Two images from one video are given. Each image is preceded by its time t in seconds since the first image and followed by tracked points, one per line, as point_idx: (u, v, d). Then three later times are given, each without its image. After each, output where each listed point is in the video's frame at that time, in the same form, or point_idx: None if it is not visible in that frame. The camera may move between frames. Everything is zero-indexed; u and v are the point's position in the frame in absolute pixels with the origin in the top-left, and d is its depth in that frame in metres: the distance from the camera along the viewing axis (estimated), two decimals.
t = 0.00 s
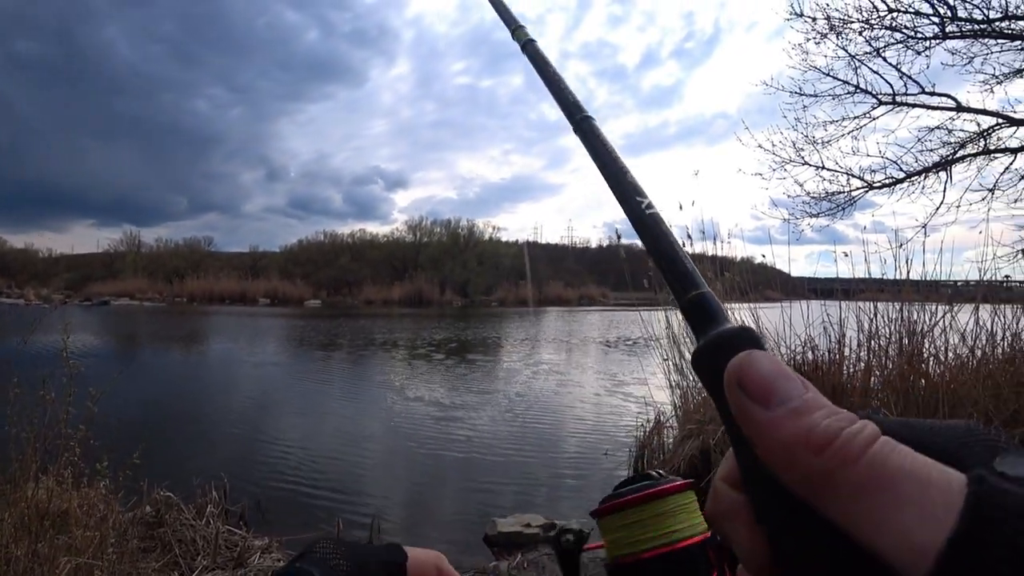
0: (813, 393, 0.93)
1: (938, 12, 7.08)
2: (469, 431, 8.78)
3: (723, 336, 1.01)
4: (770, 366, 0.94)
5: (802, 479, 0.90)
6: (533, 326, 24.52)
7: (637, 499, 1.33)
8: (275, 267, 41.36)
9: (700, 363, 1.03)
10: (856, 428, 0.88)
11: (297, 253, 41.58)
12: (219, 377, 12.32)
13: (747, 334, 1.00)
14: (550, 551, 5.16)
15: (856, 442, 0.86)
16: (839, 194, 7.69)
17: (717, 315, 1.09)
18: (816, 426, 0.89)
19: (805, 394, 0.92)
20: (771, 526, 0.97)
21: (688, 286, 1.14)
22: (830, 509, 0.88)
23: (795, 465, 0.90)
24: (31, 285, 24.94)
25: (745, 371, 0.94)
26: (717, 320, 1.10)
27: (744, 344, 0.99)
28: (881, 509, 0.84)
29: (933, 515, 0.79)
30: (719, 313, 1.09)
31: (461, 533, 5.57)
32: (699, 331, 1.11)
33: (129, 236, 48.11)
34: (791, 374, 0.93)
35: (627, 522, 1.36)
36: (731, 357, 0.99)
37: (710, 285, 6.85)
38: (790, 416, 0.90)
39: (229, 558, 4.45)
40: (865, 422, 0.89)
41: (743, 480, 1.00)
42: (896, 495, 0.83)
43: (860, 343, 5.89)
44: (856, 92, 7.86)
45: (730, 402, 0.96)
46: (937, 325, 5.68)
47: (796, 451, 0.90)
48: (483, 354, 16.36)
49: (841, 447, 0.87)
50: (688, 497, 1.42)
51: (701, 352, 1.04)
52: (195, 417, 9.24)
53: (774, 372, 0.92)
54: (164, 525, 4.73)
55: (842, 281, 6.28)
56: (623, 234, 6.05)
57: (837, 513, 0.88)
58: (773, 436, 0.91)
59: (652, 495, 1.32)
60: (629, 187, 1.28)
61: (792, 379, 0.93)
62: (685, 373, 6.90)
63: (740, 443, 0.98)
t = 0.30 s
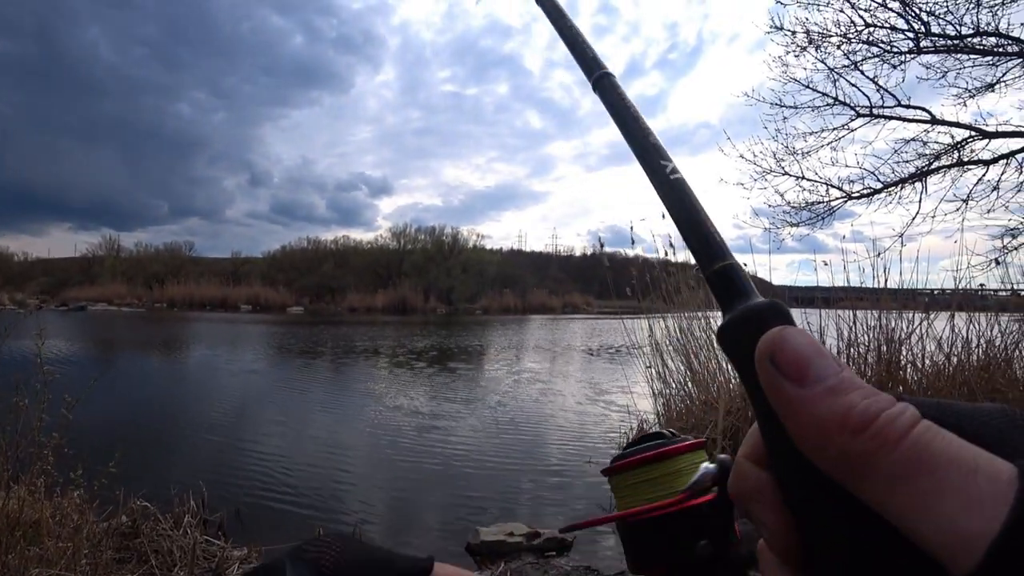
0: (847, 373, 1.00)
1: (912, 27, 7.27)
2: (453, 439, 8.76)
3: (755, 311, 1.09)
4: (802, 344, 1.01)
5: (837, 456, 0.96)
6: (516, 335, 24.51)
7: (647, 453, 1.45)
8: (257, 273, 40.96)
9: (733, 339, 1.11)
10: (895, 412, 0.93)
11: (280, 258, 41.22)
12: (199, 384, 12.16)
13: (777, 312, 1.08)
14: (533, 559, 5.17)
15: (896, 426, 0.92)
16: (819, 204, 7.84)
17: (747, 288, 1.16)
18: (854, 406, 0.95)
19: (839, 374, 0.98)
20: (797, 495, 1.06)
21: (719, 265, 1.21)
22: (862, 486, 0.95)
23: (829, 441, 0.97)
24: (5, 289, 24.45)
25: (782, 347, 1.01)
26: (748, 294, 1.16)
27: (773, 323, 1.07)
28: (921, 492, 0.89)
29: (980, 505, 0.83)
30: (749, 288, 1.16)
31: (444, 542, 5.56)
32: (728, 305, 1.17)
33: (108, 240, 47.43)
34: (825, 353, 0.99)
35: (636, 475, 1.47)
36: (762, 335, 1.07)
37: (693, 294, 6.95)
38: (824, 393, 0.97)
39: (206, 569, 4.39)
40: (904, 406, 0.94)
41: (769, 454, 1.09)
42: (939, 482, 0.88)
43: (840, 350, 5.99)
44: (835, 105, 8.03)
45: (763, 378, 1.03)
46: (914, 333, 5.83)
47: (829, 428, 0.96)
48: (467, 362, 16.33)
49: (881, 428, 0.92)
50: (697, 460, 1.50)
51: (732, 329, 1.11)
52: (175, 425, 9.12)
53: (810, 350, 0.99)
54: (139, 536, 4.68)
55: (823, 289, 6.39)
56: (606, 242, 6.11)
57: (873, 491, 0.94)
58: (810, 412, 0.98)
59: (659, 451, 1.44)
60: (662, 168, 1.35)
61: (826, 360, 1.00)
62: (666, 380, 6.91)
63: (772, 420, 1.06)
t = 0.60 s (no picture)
0: (838, 338, 0.91)
1: (895, 49, 7.44)
2: (436, 447, 8.74)
3: (745, 271, 0.98)
4: (793, 306, 0.91)
5: (826, 427, 0.87)
6: (501, 343, 24.55)
7: (638, 459, 1.37)
8: (241, 275, 40.60)
9: (722, 301, 1.00)
10: (889, 379, 0.84)
11: (265, 261, 40.92)
12: (179, 386, 12.03)
13: (769, 273, 0.97)
14: (513, 568, 5.16)
15: (892, 395, 0.83)
16: (802, 219, 7.96)
17: (738, 250, 1.02)
18: (845, 374, 0.86)
19: (830, 338, 0.90)
20: (785, 469, 0.96)
21: (707, 219, 1.06)
22: (852, 460, 0.87)
23: (819, 412, 0.88)
24: None
25: (774, 309, 0.91)
26: (738, 256, 1.02)
27: (762, 287, 0.96)
28: (914, 465, 0.81)
29: (976, 478, 0.75)
30: (741, 250, 1.02)
31: (424, 551, 5.53)
32: (715, 264, 1.03)
33: (90, 237, 46.88)
34: (817, 317, 0.90)
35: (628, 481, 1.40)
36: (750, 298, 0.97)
37: (677, 306, 7.03)
38: (813, 358, 0.88)
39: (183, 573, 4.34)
40: (897, 373, 0.86)
41: (758, 424, 1.00)
42: (933, 455, 0.80)
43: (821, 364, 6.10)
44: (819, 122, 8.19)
45: (751, 343, 0.93)
46: (892, 347, 5.97)
47: (819, 397, 0.88)
48: (451, 370, 16.31)
49: (873, 397, 0.84)
50: (691, 458, 1.44)
51: (720, 292, 1.00)
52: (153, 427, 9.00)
53: (800, 314, 0.90)
54: (114, 539, 4.60)
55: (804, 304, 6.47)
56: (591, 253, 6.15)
57: (863, 467, 0.86)
58: (798, 382, 0.89)
59: (653, 457, 1.36)
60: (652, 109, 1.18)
61: (817, 323, 0.91)
62: (649, 392, 6.90)
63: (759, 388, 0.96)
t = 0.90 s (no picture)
0: (828, 357, 0.87)
1: (885, 61, 7.54)
2: (427, 454, 8.70)
3: (740, 287, 0.88)
4: (786, 324, 0.85)
5: (814, 448, 0.83)
6: (492, 350, 24.51)
7: (614, 439, 1.43)
8: (232, 279, 40.37)
9: (710, 315, 0.90)
10: (877, 402, 0.83)
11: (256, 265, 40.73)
12: (168, 391, 11.93)
13: (766, 289, 0.88)
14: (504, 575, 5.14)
15: (879, 417, 0.82)
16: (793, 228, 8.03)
17: (733, 263, 0.91)
18: (833, 395, 0.84)
19: (820, 356, 0.86)
20: (763, 489, 0.89)
21: (702, 230, 0.95)
22: (837, 482, 0.83)
23: (807, 433, 0.84)
24: None
25: (769, 327, 0.84)
26: (735, 271, 0.91)
27: (757, 302, 0.87)
28: (895, 490, 0.81)
29: (957, 504, 0.76)
30: (734, 265, 0.91)
31: (414, 558, 5.49)
32: (707, 279, 0.92)
33: (79, 240, 46.51)
34: (808, 337, 0.85)
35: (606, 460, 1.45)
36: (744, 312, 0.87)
37: (669, 313, 7.06)
38: (803, 379, 0.84)
39: None
40: (884, 395, 0.85)
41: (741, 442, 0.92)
42: (916, 480, 0.80)
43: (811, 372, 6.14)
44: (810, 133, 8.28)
45: (741, 361, 0.86)
46: (882, 355, 6.00)
47: (806, 420, 0.84)
48: (443, 376, 16.28)
49: (862, 420, 0.82)
50: (666, 445, 1.50)
51: (713, 307, 0.90)
52: (141, 431, 8.90)
53: (794, 331, 0.84)
54: (100, 547, 4.50)
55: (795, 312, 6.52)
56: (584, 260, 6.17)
57: (848, 489, 0.83)
58: (788, 402, 0.84)
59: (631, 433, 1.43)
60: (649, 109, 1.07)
61: (809, 343, 0.86)
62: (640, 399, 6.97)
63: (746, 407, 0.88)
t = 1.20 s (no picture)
0: (847, 364, 0.90)
1: (881, 60, 7.54)
2: (428, 458, 8.67)
3: (761, 293, 0.94)
4: (805, 330, 0.89)
5: (832, 450, 0.87)
6: (492, 354, 24.46)
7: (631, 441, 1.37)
8: (231, 286, 40.32)
9: (736, 321, 0.95)
10: (895, 409, 0.85)
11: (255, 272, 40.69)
12: (168, 399, 11.90)
13: (786, 298, 0.93)
14: None
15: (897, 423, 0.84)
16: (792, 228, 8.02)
17: (756, 271, 0.97)
18: (853, 401, 0.86)
19: (839, 363, 0.88)
20: (781, 487, 0.94)
21: (727, 237, 1.02)
22: (855, 485, 0.87)
23: (826, 437, 0.87)
24: None
25: (790, 333, 0.87)
26: (757, 278, 0.97)
27: (776, 309, 0.92)
28: (913, 496, 0.83)
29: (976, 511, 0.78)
30: (757, 271, 0.97)
31: (417, 564, 5.46)
32: (731, 285, 0.99)
33: (78, 249, 46.51)
34: (829, 344, 0.88)
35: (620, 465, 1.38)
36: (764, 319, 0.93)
37: (670, 314, 7.04)
38: (823, 384, 0.87)
39: None
40: (902, 403, 0.87)
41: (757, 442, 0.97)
42: (935, 486, 0.82)
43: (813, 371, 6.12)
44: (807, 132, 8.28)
45: (763, 365, 0.90)
46: (884, 354, 5.97)
47: (827, 424, 0.87)
48: (444, 381, 16.24)
49: (881, 425, 0.85)
50: (681, 451, 1.45)
51: (735, 313, 0.96)
52: (141, 440, 8.87)
53: (815, 338, 0.88)
54: (103, 557, 4.47)
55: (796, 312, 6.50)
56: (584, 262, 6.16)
57: (864, 492, 0.86)
58: (808, 406, 0.87)
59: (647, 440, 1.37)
60: (678, 121, 1.13)
61: (829, 349, 0.89)
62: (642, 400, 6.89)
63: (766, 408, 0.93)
